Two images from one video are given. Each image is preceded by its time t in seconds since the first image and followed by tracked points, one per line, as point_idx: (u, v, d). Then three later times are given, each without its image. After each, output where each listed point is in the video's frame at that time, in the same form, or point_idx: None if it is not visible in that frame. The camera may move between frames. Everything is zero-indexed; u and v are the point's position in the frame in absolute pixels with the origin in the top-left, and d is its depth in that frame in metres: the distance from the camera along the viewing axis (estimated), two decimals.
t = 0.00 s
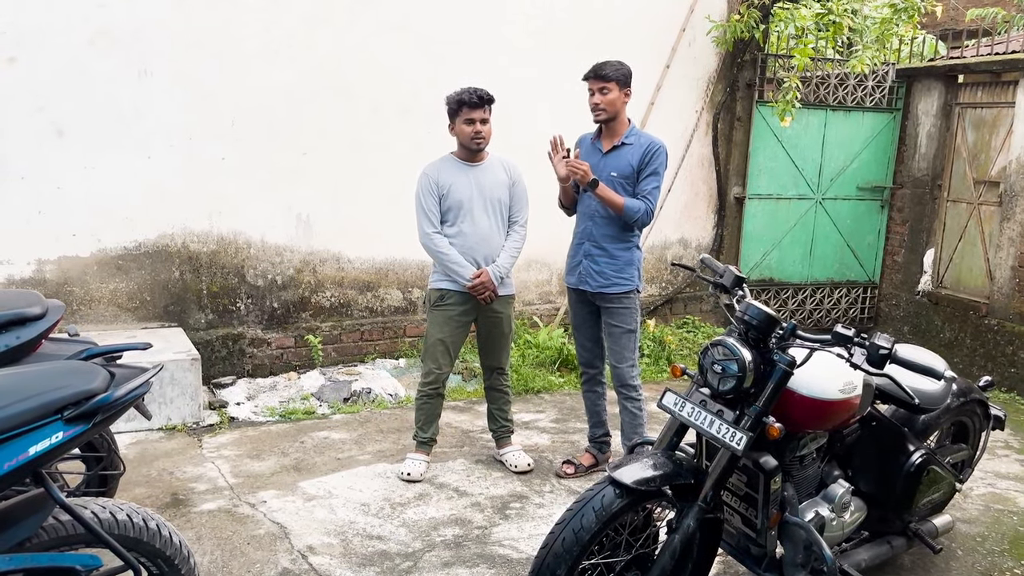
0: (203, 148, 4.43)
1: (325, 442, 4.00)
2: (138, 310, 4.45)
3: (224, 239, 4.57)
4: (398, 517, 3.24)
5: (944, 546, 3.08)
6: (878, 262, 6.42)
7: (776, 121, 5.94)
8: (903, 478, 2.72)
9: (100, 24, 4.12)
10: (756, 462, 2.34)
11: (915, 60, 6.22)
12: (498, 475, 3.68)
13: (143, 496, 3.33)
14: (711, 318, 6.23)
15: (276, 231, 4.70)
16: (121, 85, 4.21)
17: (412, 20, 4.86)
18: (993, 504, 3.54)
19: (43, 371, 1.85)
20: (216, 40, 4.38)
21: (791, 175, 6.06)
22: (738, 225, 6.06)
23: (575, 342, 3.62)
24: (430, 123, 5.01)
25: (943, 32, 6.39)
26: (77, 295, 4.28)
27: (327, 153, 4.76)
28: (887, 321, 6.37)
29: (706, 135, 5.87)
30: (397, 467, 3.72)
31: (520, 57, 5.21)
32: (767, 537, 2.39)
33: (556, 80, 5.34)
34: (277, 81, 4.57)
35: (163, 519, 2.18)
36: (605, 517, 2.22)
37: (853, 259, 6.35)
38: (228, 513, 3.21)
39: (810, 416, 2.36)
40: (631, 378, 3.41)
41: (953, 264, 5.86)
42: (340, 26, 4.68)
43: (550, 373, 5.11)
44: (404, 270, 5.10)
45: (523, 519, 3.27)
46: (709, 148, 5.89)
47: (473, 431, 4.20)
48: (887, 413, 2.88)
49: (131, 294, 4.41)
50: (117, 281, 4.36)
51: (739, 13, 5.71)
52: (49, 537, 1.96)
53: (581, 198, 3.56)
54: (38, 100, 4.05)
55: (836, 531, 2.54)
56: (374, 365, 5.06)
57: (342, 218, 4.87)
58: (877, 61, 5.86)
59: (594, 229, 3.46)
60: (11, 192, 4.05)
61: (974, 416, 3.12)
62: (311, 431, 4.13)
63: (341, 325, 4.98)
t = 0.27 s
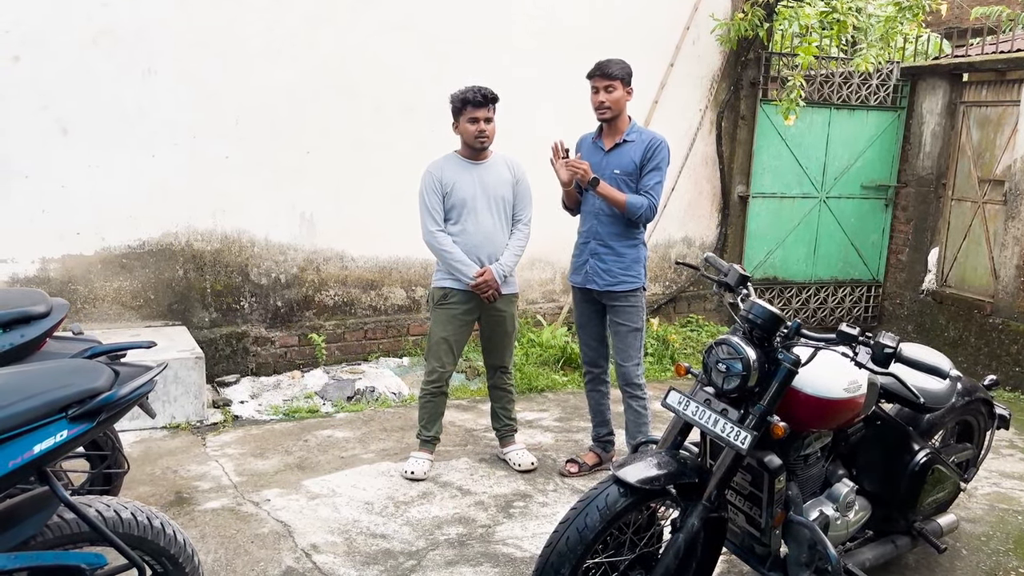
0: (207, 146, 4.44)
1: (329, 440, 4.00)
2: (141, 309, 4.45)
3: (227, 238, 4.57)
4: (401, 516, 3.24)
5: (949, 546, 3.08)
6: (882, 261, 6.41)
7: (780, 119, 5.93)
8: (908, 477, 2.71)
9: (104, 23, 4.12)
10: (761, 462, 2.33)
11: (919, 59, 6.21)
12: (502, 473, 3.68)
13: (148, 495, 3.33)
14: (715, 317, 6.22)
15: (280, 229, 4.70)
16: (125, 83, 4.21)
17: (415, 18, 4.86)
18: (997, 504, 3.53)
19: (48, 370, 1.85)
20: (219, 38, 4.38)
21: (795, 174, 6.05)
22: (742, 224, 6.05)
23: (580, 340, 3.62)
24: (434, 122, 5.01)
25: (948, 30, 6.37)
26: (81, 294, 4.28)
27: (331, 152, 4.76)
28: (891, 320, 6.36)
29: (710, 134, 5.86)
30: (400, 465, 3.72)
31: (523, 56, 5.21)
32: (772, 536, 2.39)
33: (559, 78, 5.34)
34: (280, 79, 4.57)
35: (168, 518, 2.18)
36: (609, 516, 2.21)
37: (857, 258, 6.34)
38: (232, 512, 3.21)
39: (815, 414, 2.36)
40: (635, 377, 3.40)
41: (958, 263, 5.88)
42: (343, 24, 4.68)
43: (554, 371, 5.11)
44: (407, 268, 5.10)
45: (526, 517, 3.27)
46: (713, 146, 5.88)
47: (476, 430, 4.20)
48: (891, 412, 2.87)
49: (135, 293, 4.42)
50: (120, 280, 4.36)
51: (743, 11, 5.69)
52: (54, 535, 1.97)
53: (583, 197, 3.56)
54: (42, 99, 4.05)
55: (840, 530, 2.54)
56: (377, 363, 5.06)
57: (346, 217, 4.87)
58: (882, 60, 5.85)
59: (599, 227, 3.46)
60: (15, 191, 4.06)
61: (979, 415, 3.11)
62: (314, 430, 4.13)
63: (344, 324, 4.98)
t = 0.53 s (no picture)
0: (210, 145, 4.44)
1: (332, 439, 4.00)
2: (145, 307, 4.46)
3: (230, 236, 4.57)
4: (404, 514, 3.24)
5: (953, 544, 3.07)
6: (885, 259, 6.40)
7: (783, 117, 5.92)
8: (911, 476, 2.71)
9: (108, 21, 4.12)
10: (764, 460, 2.33)
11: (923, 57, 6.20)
12: (505, 472, 3.68)
13: (151, 493, 3.34)
14: (718, 316, 6.22)
15: (283, 228, 4.71)
16: (129, 82, 4.21)
17: (418, 16, 4.85)
18: (1001, 502, 3.52)
19: (52, 369, 1.85)
20: (222, 36, 4.38)
21: (798, 172, 6.04)
22: (745, 222, 6.04)
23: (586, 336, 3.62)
24: (437, 120, 5.01)
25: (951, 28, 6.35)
26: (84, 292, 4.29)
27: (334, 150, 4.77)
28: (895, 318, 6.36)
29: (713, 132, 5.85)
30: (403, 464, 3.73)
31: (526, 54, 5.20)
32: (776, 535, 2.38)
33: (562, 76, 5.33)
34: (282, 78, 4.57)
35: (171, 516, 2.18)
36: (612, 514, 2.22)
37: (860, 257, 6.33)
38: (236, 510, 3.22)
39: (819, 413, 2.35)
40: (638, 376, 3.40)
41: (961, 261, 5.86)
42: (346, 22, 4.68)
43: (557, 370, 5.11)
44: (410, 267, 5.10)
45: (529, 516, 3.27)
46: (716, 145, 5.88)
47: (479, 429, 4.20)
48: (895, 411, 2.87)
49: (139, 291, 4.42)
50: (124, 278, 4.36)
51: (746, 9, 5.68)
52: (58, 534, 1.97)
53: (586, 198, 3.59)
54: (45, 97, 4.05)
55: (844, 529, 2.54)
56: (380, 362, 5.06)
57: (349, 215, 4.87)
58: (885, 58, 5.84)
59: (598, 227, 3.48)
60: (18, 189, 4.06)
61: (982, 414, 3.11)
62: (317, 428, 4.14)
63: (347, 323, 4.98)
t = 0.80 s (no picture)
0: (212, 144, 4.44)
1: (334, 437, 4.01)
2: (147, 306, 4.46)
3: (232, 235, 4.58)
4: (407, 512, 3.24)
5: (955, 543, 3.07)
6: (887, 257, 6.40)
7: (786, 115, 5.91)
8: (913, 475, 2.70)
9: (110, 20, 4.12)
10: (767, 458, 2.33)
11: (925, 54, 6.20)
12: (507, 470, 3.68)
13: (154, 492, 3.34)
14: (720, 314, 6.21)
15: (285, 226, 4.71)
16: (130, 80, 4.21)
17: (420, 14, 4.85)
18: (1004, 501, 3.52)
19: (55, 368, 1.85)
20: (225, 35, 4.38)
21: (800, 170, 6.04)
22: (747, 220, 6.04)
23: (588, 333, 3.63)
24: (438, 118, 5.01)
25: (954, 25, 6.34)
26: (87, 291, 4.29)
27: (336, 149, 4.77)
28: (897, 316, 6.35)
29: (715, 130, 5.85)
30: (406, 462, 3.73)
31: (527, 52, 5.20)
32: (778, 533, 2.38)
33: (563, 75, 5.33)
34: (284, 76, 4.57)
35: (174, 514, 2.18)
36: (615, 513, 2.21)
37: (862, 255, 6.33)
38: (238, 508, 3.22)
39: (820, 412, 2.35)
40: (639, 374, 3.39)
41: (964, 259, 5.82)
42: (348, 20, 4.67)
43: (559, 368, 5.10)
44: (412, 265, 5.11)
45: (532, 514, 3.27)
46: (718, 143, 5.87)
47: (481, 427, 4.20)
48: (898, 409, 2.87)
49: (141, 290, 4.43)
50: (126, 277, 4.37)
51: (748, 7, 5.68)
52: (61, 532, 1.97)
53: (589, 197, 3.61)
54: (47, 96, 4.06)
55: (846, 527, 2.53)
56: (382, 360, 5.07)
57: (350, 214, 4.87)
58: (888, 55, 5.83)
59: (596, 226, 3.49)
60: (20, 188, 4.07)
61: (985, 412, 3.10)
62: (320, 426, 4.14)
63: (349, 321, 4.98)
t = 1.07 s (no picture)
0: (214, 143, 4.44)
1: (337, 436, 4.01)
2: (149, 305, 4.46)
3: (235, 234, 4.58)
4: (409, 512, 3.25)
5: (958, 542, 3.07)
6: (890, 256, 6.39)
7: (788, 114, 5.90)
8: (917, 474, 2.71)
9: (111, 20, 4.12)
10: (770, 457, 2.32)
11: (927, 53, 6.19)
12: (509, 469, 3.68)
13: (156, 491, 3.34)
14: (722, 313, 6.21)
15: (287, 226, 4.71)
16: (132, 80, 4.21)
17: (422, 13, 4.85)
18: (1007, 500, 3.51)
19: (57, 368, 1.85)
20: (226, 35, 4.38)
21: (802, 169, 6.03)
22: (749, 219, 6.03)
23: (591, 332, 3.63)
24: (440, 117, 5.00)
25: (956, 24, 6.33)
26: (89, 290, 4.29)
27: (338, 148, 4.77)
28: (899, 315, 6.35)
29: (717, 129, 5.84)
30: (408, 461, 3.73)
31: (529, 51, 5.20)
32: (781, 532, 2.38)
33: (565, 73, 5.32)
34: (285, 76, 4.57)
35: (177, 514, 2.18)
36: (617, 512, 2.21)
37: (864, 254, 6.32)
38: (240, 507, 3.22)
39: (823, 410, 2.35)
40: (642, 373, 3.40)
41: (965, 259, 5.83)
42: (350, 19, 4.67)
43: (561, 368, 5.10)
44: (413, 264, 5.11)
45: (534, 513, 3.27)
46: (720, 141, 5.87)
47: (483, 426, 4.21)
48: (901, 408, 2.87)
49: (143, 289, 4.43)
50: (128, 276, 4.37)
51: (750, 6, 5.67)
52: (64, 531, 1.98)
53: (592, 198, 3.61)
54: (49, 96, 4.06)
55: (849, 526, 2.53)
56: (384, 359, 5.07)
57: (352, 213, 4.87)
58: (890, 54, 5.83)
59: (599, 226, 3.49)
60: (23, 188, 4.07)
61: (988, 411, 3.10)
62: (322, 426, 4.14)
63: (351, 320, 4.99)
